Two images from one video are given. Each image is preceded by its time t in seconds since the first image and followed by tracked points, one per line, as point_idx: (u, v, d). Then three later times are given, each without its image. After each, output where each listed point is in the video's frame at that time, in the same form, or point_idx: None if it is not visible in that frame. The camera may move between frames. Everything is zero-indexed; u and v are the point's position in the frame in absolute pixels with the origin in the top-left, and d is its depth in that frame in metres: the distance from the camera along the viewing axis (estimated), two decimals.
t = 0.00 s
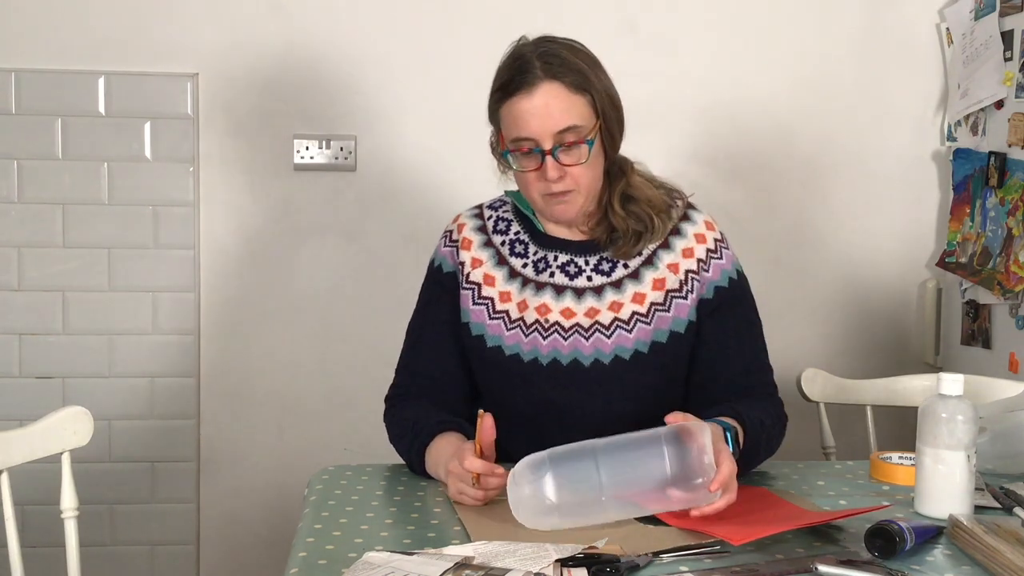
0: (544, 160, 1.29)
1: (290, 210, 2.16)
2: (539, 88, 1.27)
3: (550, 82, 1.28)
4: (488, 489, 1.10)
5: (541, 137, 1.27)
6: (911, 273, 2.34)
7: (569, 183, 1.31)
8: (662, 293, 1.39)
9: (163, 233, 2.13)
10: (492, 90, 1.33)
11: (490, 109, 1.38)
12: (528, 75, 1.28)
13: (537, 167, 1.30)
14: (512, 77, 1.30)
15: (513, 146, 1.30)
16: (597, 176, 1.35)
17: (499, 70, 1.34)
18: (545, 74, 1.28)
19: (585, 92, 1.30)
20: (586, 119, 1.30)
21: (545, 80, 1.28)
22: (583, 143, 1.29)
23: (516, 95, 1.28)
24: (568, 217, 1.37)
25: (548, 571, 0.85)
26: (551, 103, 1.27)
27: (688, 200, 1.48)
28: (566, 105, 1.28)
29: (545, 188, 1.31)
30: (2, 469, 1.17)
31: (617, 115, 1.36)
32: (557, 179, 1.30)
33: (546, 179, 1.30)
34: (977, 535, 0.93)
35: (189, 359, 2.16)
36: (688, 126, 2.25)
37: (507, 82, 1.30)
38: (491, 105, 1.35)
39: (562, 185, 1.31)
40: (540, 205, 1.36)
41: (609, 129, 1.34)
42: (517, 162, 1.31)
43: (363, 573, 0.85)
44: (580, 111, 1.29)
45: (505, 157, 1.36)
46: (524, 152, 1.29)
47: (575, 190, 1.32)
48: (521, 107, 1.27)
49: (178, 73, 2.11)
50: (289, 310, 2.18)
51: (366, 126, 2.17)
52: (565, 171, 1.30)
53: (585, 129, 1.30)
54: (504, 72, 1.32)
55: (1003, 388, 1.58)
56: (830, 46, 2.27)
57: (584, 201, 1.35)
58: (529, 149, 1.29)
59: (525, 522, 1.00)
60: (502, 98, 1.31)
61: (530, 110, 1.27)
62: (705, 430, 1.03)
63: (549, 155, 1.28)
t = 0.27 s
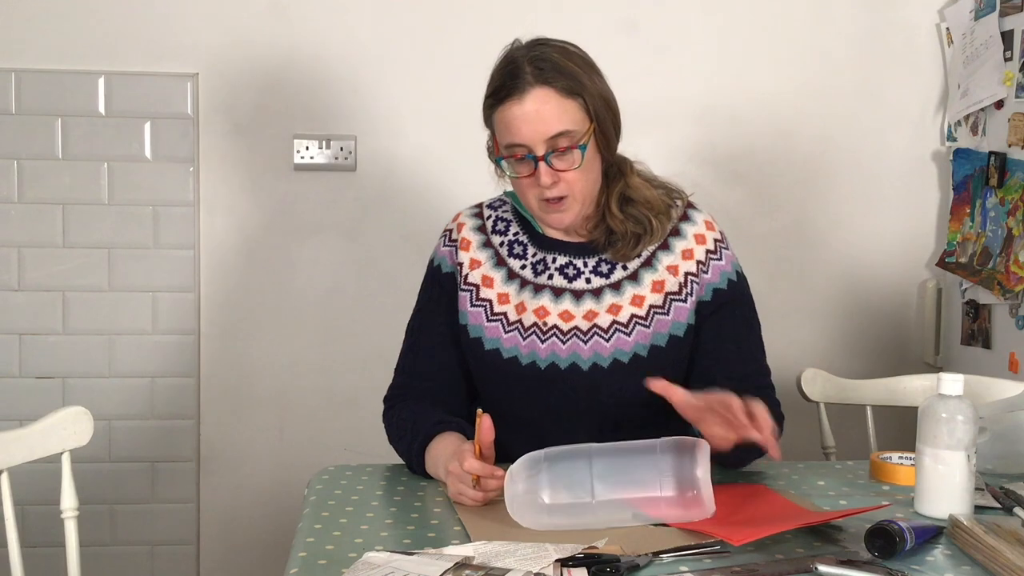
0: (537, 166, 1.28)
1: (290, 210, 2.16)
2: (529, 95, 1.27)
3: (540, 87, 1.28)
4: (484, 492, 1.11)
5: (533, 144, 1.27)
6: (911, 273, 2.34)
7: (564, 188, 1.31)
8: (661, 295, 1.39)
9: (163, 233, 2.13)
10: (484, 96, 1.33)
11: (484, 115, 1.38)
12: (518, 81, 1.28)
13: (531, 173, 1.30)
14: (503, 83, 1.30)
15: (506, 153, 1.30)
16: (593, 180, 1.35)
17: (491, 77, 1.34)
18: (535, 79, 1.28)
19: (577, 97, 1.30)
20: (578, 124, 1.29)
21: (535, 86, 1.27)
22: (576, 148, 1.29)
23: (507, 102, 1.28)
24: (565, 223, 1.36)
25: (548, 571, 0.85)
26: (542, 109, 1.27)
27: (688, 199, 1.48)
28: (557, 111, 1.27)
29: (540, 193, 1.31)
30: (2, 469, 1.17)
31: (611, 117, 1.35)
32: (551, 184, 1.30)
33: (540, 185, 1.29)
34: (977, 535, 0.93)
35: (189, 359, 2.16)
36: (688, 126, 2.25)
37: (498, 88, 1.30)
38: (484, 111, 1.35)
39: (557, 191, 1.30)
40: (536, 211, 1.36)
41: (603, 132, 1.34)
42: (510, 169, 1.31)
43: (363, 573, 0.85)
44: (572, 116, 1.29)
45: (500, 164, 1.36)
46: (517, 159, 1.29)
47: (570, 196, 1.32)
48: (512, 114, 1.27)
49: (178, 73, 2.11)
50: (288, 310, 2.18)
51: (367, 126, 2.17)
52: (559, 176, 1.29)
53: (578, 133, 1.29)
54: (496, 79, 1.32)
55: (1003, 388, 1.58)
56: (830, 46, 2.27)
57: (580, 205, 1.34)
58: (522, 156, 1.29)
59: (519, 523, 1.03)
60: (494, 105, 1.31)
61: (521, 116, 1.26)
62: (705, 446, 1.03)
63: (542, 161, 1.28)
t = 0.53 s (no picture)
0: (542, 168, 1.29)
1: (289, 210, 2.16)
2: (534, 96, 1.27)
3: (545, 89, 1.27)
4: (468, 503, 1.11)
5: (537, 145, 1.27)
6: (911, 273, 2.34)
7: (569, 190, 1.31)
8: (661, 295, 1.38)
9: (163, 233, 2.13)
10: (490, 96, 1.33)
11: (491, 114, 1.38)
12: (523, 82, 1.28)
13: (536, 175, 1.30)
14: (508, 83, 1.30)
15: (512, 154, 1.30)
16: (598, 181, 1.34)
17: (497, 77, 1.34)
18: (540, 80, 1.27)
19: (582, 98, 1.30)
20: (584, 125, 1.29)
21: (540, 87, 1.27)
22: (580, 149, 1.29)
23: (512, 103, 1.28)
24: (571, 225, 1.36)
25: (548, 571, 0.85)
26: (546, 110, 1.26)
27: (693, 198, 1.46)
28: (561, 112, 1.27)
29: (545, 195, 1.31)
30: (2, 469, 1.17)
31: (618, 118, 1.35)
32: (556, 186, 1.30)
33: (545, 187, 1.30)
34: (977, 535, 0.93)
35: (189, 359, 2.16)
36: (688, 126, 2.25)
37: (504, 89, 1.30)
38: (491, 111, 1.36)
39: (562, 192, 1.30)
40: (542, 212, 1.36)
41: (609, 133, 1.33)
42: (516, 170, 1.31)
43: (363, 573, 0.85)
44: (577, 117, 1.29)
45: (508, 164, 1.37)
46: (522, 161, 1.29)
47: (575, 197, 1.32)
48: (517, 115, 1.27)
49: (178, 73, 2.11)
50: (288, 310, 2.18)
51: (367, 126, 2.17)
52: (563, 178, 1.29)
53: (583, 135, 1.29)
54: (502, 79, 1.32)
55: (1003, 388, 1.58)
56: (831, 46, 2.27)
57: (586, 207, 1.34)
58: (527, 157, 1.29)
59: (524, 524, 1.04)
60: (500, 106, 1.31)
61: (525, 117, 1.27)
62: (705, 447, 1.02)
63: (546, 162, 1.28)
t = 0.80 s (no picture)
0: (540, 173, 1.28)
1: (289, 210, 2.16)
2: (531, 101, 1.26)
3: (543, 94, 1.27)
4: (438, 483, 1.11)
5: (534, 150, 1.27)
6: (911, 273, 2.34)
7: (569, 196, 1.30)
8: (665, 308, 1.38)
9: (163, 233, 2.13)
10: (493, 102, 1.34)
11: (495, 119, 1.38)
12: (521, 87, 1.28)
13: (536, 180, 1.30)
14: (508, 89, 1.30)
15: (511, 160, 1.30)
16: (599, 186, 1.33)
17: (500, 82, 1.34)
18: (538, 85, 1.27)
19: (581, 103, 1.29)
20: (583, 130, 1.29)
21: (538, 92, 1.27)
22: (579, 154, 1.28)
23: (511, 108, 1.28)
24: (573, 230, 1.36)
25: (548, 571, 0.85)
26: (543, 115, 1.26)
27: (705, 211, 1.46)
28: (559, 117, 1.27)
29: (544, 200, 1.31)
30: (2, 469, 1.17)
31: (620, 122, 1.34)
32: (555, 191, 1.29)
33: (544, 192, 1.29)
34: (977, 535, 0.93)
35: (189, 359, 2.16)
36: (688, 126, 2.25)
37: (503, 94, 1.30)
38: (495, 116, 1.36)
39: (561, 198, 1.30)
40: (545, 217, 1.36)
41: (610, 138, 1.33)
42: (516, 175, 1.31)
43: (364, 573, 0.85)
44: (576, 122, 1.28)
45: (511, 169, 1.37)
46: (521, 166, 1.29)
47: (575, 203, 1.31)
48: (514, 120, 1.27)
49: (179, 73, 2.11)
50: (288, 310, 2.18)
51: (367, 126, 2.17)
52: (562, 184, 1.29)
53: (582, 139, 1.28)
54: (503, 85, 1.33)
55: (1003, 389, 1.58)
56: (831, 45, 2.27)
57: (587, 212, 1.33)
58: (526, 162, 1.29)
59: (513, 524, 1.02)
60: (500, 111, 1.31)
61: (523, 122, 1.26)
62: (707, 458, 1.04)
63: (544, 168, 1.28)
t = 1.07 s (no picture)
0: (545, 182, 1.28)
1: (289, 210, 2.16)
2: (535, 111, 1.25)
3: (547, 103, 1.26)
4: (475, 444, 1.14)
5: (540, 160, 1.27)
6: (911, 273, 2.34)
7: (575, 204, 1.30)
8: (673, 311, 1.38)
9: (163, 233, 2.13)
10: (497, 108, 1.33)
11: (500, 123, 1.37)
12: (525, 96, 1.26)
13: (541, 189, 1.30)
14: (511, 97, 1.29)
15: (517, 168, 1.30)
16: (606, 193, 1.33)
17: (504, 88, 1.33)
18: (542, 94, 1.26)
19: (586, 110, 1.28)
20: (588, 139, 1.28)
21: (542, 101, 1.26)
22: (584, 163, 1.28)
23: (515, 117, 1.27)
24: (580, 236, 1.36)
25: (548, 571, 0.85)
26: (548, 126, 1.25)
27: (713, 213, 1.46)
28: (563, 126, 1.26)
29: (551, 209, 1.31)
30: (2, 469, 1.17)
31: (625, 127, 1.33)
32: (561, 200, 1.29)
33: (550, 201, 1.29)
34: (977, 535, 0.93)
35: (189, 359, 2.16)
36: (688, 126, 2.25)
37: (508, 102, 1.29)
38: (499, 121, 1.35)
39: (567, 206, 1.30)
40: (551, 223, 1.36)
41: (617, 144, 1.32)
42: (522, 183, 1.31)
43: (363, 573, 0.85)
44: (581, 131, 1.27)
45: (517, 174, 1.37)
46: (526, 175, 1.29)
47: (582, 210, 1.32)
48: (519, 130, 1.26)
49: (179, 73, 2.11)
50: (288, 310, 2.18)
51: (367, 126, 2.17)
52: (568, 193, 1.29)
53: (587, 149, 1.28)
54: (507, 91, 1.31)
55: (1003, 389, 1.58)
56: (831, 45, 2.27)
57: (594, 220, 1.33)
58: (531, 172, 1.29)
59: (513, 524, 1.02)
60: (505, 119, 1.30)
61: (527, 133, 1.26)
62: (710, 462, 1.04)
63: (550, 177, 1.28)
